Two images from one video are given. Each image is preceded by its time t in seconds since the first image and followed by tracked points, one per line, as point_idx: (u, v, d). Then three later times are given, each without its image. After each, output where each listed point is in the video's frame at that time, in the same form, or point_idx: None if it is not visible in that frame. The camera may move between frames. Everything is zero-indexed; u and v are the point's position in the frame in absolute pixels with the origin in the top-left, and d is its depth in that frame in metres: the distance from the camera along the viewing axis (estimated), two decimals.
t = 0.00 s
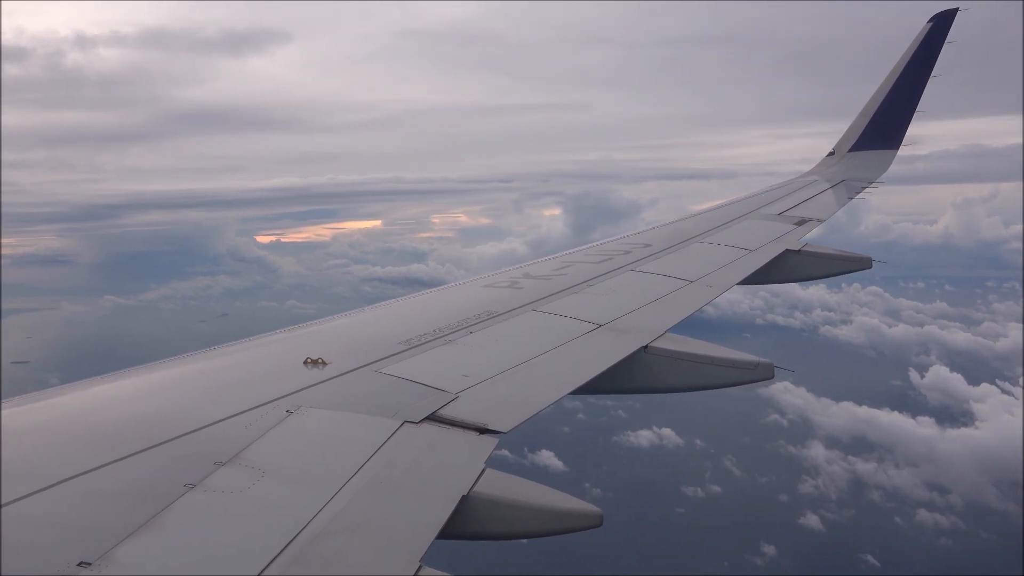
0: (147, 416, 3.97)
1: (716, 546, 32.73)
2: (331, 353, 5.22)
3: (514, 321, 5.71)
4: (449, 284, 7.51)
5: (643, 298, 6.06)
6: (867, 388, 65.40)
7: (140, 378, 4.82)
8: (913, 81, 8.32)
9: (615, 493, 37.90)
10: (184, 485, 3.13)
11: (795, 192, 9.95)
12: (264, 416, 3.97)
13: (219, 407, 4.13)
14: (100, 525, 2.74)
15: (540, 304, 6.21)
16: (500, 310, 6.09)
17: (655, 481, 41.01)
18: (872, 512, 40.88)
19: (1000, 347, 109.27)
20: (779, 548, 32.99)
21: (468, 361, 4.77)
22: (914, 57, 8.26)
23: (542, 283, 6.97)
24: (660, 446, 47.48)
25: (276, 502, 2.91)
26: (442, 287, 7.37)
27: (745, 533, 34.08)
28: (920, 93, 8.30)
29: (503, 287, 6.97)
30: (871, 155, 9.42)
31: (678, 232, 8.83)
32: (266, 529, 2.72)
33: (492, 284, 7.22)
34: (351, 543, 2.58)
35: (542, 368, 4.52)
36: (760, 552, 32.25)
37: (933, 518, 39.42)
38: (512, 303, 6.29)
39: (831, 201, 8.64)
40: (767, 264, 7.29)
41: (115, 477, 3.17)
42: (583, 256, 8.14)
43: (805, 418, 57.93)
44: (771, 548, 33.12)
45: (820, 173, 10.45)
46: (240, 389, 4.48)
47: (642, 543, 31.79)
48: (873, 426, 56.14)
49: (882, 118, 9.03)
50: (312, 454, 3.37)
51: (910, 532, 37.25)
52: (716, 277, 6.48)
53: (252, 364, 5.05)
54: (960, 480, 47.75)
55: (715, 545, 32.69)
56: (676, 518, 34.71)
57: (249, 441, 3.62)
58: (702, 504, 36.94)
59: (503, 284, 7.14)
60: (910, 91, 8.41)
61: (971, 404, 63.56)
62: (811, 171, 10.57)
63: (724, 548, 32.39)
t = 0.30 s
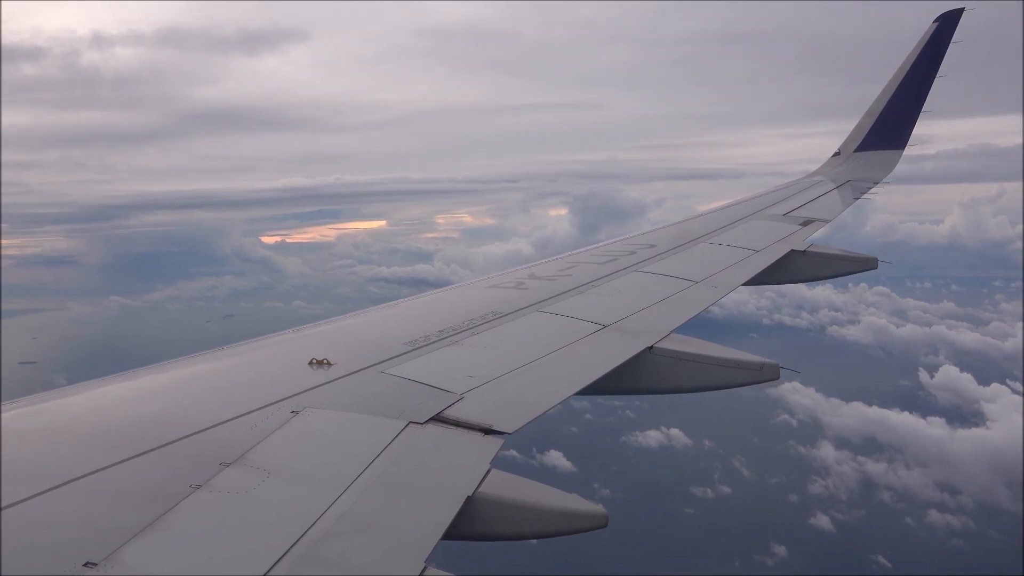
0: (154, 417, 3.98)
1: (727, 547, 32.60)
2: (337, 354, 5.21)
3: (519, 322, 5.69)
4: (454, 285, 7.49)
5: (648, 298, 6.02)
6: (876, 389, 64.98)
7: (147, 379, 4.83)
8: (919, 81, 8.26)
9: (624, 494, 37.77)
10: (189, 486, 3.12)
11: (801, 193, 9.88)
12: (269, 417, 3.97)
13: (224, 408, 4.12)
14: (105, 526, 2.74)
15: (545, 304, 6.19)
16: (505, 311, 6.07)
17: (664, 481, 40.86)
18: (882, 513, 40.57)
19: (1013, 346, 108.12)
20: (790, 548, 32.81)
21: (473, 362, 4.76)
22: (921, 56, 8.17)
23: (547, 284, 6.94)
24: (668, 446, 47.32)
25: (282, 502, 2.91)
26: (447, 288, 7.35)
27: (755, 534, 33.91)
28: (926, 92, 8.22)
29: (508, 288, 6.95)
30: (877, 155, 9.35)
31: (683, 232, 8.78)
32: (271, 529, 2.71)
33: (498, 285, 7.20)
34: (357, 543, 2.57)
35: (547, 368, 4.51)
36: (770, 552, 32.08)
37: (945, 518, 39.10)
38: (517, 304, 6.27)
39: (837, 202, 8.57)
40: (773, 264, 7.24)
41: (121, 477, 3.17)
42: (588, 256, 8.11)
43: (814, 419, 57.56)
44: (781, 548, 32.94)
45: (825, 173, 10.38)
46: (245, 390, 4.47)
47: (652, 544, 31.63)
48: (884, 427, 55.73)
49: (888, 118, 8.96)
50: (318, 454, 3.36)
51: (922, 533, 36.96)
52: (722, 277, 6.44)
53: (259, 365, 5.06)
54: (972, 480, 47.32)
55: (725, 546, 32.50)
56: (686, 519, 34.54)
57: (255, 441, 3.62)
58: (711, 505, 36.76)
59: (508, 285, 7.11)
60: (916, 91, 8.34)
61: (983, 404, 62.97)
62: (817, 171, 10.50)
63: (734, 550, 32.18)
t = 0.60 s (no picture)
0: (158, 416, 3.98)
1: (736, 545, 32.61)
2: (341, 354, 5.21)
3: (523, 323, 5.67)
4: (458, 285, 7.48)
5: (651, 299, 5.99)
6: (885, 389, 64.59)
7: (153, 380, 4.84)
8: (922, 82, 8.21)
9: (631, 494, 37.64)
10: (194, 486, 3.12)
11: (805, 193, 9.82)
12: (273, 417, 3.97)
13: (228, 408, 4.12)
14: (109, 526, 2.74)
15: (549, 305, 6.18)
16: (509, 312, 6.05)
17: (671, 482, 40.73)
18: (891, 513, 40.32)
19: None
20: (799, 549, 32.68)
21: (477, 362, 4.75)
22: (925, 57, 8.11)
23: (551, 284, 6.92)
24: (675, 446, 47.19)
25: (286, 503, 2.90)
26: (451, 289, 7.35)
27: (764, 534, 33.79)
28: (931, 93, 8.16)
29: (512, 288, 6.94)
30: (881, 156, 9.31)
31: (688, 232, 8.75)
32: (275, 530, 2.70)
33: (502, 285, 7.19)
34: (362, 544, 2.56)
35: (552, 369, 4.48)
36: (779, 553, 31.95)
37: (954, 519, 38.84)
38: (521, 305, 6.25)
39: (841, 202, 8.52)
40: (778, 264, 7.20)
41: (125, 478, 3.16)
42: (592, 257, 8.09)
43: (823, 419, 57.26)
44: (791, 549, 32.79)
45: (830, 174, 10.33)
46: (249, 390, 4.47)
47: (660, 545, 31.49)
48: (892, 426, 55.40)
49: (892, 119, 8.90)
50: (322, 455, 3.35)
51: (931, 533, 36.72)
52: (726, 277, 6.41)
53: (264, 365, 5.07)
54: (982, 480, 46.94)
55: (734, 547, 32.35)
56: (695, 519, 34.39)
57: (258, 442, 3.61)
58: (720, 505, 36.60)
59: (512, 285, 7.10)
60: (920, 92, 8.29)
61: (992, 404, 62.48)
62: (821, 171, 10.45)
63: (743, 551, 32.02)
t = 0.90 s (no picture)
0: (165, 417, 4.01)
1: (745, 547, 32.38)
2: (346, 354, 5.22)
3: (528, 323, 5.66)
4: (462, 285, 7.48)
5: (656, 299, 5.97)
6: (895, 388, 64.03)
7: (158, 380, 4.86)
8: (927, 82, 8.15)
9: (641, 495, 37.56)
10: (199, 486, 3.14)
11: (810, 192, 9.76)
12: (278, 418, 3.98)
13: (232, 409, 4.13)
14: (114, 527, 2.75)
15: (554, 305, 6.17)
16: (515, 312, 6.04)
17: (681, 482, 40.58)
18: (903, 513, 39.96)
19: None
20: (809, 549, 32.49)
21: (482, 363, 4.74)
22: (929, 57, 8.05)
23: (555, 284, 6.92)
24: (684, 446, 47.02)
25: (292, 504, 2.90)
26: (456, 289, 7.33)
27: (775, 535, 33.61)
28: (936, 92, 8.08)
29: (517, 288, 6.93)
30: (886, 156, 9.24)
31: (692, 232, 8.71)
32: (281, 530, 2.70)
33: (506, 285, 7.19)
34: (367, 544, 2.56)
35: (556, 369, 4.48)
36: (790, 553, 31.79)
37: (966, 518, 38.48)
38: (526, 305, 6.24)
39: (846, 202, 8.45)
40: (782, 264, 7.15)
41: (130, 479, 3.18)
42: (596, 257, 8.07)
43: (833, 419, 56.87)
44: (801, 549, 32.59)
45: (834, 173, 10.26)
46: (253, 391, 4.48)
47: (669, 545, 31.39)
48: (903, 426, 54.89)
49: (897, 118, 8.84)
50: (328, 455, 3.36)
51: (943, 534, 36.37)
52: (731, 277, 6.38)
53: (269, 365, 5.09)
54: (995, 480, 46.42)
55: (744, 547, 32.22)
56: (705, 519, 34.30)
57: (263, 442, 3.62)
58: (729, 505, 36.46)
59: (516, 285, 7.10)
60: (925, 91, 8.22)
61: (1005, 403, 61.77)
62: (826, 171, 10.38)
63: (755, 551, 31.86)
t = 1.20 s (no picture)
0: (169, 417, 4.02)
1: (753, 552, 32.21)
2: (350, 354, 5.21)
3: (531, 323, 5.63)
4: (466, 286, 7.45)
5: (661, 300, 5.93)
6: (905, 389, 63.56)
7: (164, 380, 4.87)
8: (933, 82, 8.06)
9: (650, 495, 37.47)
10: (203, 485, 3.14)
11: (816, 192, 9.69)
12: (282, 417, 3.98)
13: (235, 409, 4.13)
14: (120, 526, 2.75)
15: (559, 305, 6.14)
16: (519, 312, 6.02)
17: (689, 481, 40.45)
18: (913, 513, 39.63)
19: None
20: (821, 550, 32.27)
21: (486, 363, 4.72)
22: (935, 56, 7.96)
23: (559, 285, 6.89)
24: (691, 446, 46.84)
25: (297, 503, 2.90)
26: (460, 289, 7.32)
27: (787, 536, 33.39)
28: (942, 92, 7.99)
29: (521, 289, 6.91)
30: (892, 155, 9.16)
31: (697, 233, 8.65)
32: (284, 530, 2.69)
33: (510, 285, 7.16)
34: (372, 544, 2.55)
35: (560, 370, 4.46)
36: (801, 553, 31.56)
37: (977, 520, 38.12)
38: (530, 305, 6.22)
39: (852, 202, 8.38)
40: (787, 265, 7.10)
41: (135, 478, 3.18)
42: (600, 257, 8.03)
43: (841, 420, 56.52)
44: (812, 549, 32.36)
45: (840, 173, 10.19)
46: (257, 391, 4.48)
47: (678, 545, 31.25)
48: (913, 427, 54.45)
49: (903, 118, 8.76)
50: (332, 456, 3.34)
51: (954, 535, 36.03)
52: (736, 278, 6.33)
53: (275, 364, 5.10)
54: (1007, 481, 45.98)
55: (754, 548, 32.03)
56: (715, 519, 34.15)
57: (267, 442, 3.62)
58: (739, 505, 36.27)
59: (520, 286, 7.07)
60: (931, 91, 8.13)
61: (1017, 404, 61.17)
62: (832, 171, 10.30)
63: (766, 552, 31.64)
